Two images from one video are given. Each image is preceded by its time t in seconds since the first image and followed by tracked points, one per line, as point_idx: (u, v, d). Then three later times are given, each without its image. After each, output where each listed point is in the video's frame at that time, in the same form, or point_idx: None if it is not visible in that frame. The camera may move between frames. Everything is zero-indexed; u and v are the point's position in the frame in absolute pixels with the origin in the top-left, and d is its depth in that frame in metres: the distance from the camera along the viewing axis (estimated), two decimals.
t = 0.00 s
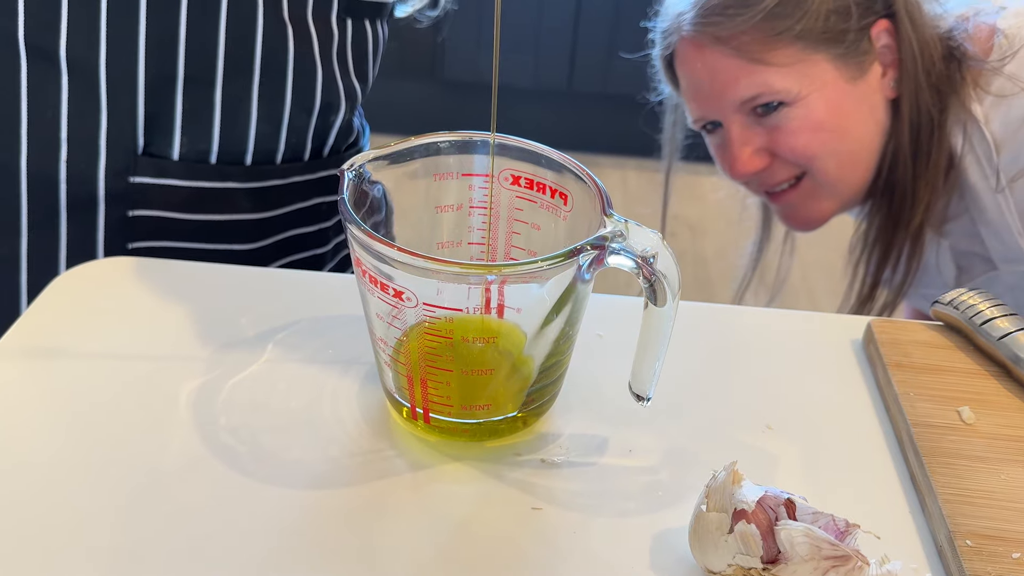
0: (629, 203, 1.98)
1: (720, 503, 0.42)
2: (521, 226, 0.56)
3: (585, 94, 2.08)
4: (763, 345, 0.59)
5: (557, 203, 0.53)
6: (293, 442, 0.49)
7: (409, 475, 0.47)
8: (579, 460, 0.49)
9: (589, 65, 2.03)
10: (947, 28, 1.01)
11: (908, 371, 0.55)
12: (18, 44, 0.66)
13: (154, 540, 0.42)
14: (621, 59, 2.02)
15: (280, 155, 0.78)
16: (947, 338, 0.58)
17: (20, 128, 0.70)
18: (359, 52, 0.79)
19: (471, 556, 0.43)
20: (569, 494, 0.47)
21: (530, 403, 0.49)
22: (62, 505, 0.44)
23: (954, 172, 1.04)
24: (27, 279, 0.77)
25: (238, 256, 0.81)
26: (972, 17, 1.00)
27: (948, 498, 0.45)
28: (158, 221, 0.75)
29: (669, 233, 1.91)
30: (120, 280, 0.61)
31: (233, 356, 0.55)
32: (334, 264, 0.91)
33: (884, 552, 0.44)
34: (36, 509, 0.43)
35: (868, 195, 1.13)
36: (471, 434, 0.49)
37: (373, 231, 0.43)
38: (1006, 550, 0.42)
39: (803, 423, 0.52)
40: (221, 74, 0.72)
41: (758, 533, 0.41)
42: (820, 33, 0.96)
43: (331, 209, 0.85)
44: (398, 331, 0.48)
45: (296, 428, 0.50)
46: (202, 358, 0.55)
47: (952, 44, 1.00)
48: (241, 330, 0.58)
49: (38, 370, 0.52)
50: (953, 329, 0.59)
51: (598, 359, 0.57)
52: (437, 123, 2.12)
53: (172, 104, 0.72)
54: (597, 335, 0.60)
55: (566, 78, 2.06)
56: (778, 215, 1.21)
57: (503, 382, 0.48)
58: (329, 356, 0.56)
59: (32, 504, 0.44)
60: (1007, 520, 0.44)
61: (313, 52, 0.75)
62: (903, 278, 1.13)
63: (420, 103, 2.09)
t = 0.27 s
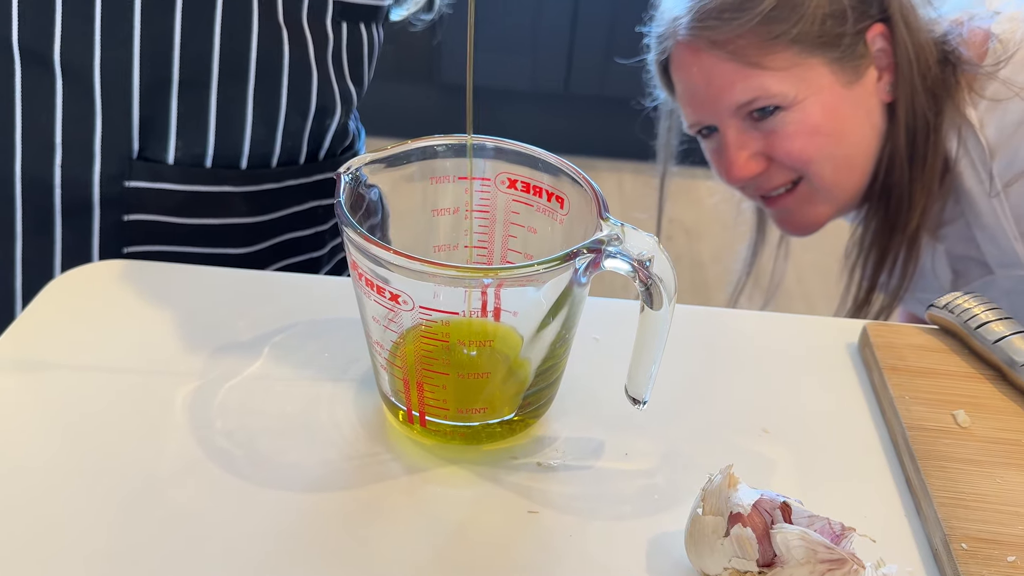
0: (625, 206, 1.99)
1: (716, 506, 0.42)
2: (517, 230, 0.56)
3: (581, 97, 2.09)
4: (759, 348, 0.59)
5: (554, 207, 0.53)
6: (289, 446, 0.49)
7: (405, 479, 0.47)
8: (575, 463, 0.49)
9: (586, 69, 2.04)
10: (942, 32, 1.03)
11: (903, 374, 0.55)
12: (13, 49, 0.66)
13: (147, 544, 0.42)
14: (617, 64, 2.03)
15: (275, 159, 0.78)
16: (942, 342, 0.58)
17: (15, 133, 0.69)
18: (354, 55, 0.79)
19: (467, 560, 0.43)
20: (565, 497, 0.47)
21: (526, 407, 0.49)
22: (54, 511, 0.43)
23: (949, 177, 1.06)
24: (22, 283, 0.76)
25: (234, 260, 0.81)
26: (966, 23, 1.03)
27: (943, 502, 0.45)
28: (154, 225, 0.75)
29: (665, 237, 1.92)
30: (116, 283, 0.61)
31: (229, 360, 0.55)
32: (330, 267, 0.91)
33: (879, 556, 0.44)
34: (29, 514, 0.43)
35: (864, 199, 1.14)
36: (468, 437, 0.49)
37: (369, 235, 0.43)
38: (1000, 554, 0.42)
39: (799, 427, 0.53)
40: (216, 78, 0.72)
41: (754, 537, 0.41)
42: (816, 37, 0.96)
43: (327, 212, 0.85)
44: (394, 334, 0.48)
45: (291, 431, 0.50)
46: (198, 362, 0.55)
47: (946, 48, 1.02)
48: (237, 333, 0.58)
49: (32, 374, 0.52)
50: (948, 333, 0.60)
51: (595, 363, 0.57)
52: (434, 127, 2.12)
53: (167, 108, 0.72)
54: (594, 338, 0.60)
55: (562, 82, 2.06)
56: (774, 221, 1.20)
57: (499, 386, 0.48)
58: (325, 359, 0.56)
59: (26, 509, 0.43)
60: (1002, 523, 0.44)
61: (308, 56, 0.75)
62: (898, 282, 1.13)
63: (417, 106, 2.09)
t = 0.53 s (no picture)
0: (619, 211, 2.00)
1: (709, 511, 0.42)
2: (510, 234, 0.56)
3: (575, 102, 2.10)
4: (753, 353, 0.59)
5: (547, 211, 0.53)
6: (282, 451, 0.49)
7: (398, 484, 0.47)
8: (568, 468, 0.49)
9: (580, 74, 2.05)
10: (934, 39, 1.03)
11: (896, 379, 0.55)
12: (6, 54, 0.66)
13: (139, 550, 0.42)
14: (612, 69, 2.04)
15: (270, 163, 0.78)
16: (934, 346, 0.59)
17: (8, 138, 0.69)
18: (349, 60, 0.78)
19: (460, 565, 0.42)
20: (558, 502, 0.47)
21: (519, 412, 0.49)
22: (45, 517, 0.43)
23: (940, 183, 1.06)
24: (14, 288, 0.76)
25: (227, 264, 0.81)
26: (958, 29, 1.02)
27: (935, 506, 0.45)
28: (146, 230, 0.75)
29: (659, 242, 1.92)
30: (109, 287, 0.61)
31: (222, 364, 0.55)
32: (324, 272, 0.91)
33: (872, 560, 0.44)
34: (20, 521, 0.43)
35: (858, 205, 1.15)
36: (461, 442, 0.49)
37: (362, 239, 0.43)
38: (993, 558, 0.42)
39: (792, 432, 0.53)
40: (211, 83, 0.72)
41: (746, 542, 0.40)
42: (809, 43, 0.97)
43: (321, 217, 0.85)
44: (387, 339, 0.48)
45: (284, 436, 0.50)
46: (193, 367, 0.54)
47: (938, 55, 1.02)
48: (230, 338, 0.57)
49: (24, 379, 0.52)
50: (940, 337, 0.60)
51: (589, 368, 0.57)
52: (428, 131, 2.13)
53: (161, 113, 0.72)
54: (588, 343, 0.60)
55: (557, 87, 2.07)
56: (768, 226, 1.21)
57: (492, 390, 0.47)
58: (318, 364, 0.56)
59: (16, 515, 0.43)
60: (994, 528, 0.44)
61: (303, 62, 0.75)
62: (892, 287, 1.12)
63: (411, 111, 2.09)
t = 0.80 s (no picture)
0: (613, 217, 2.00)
1: (707, 514, 0.43)
2: (508, 239, 0.56)
3: (569, 108, 2.11)
4: (750, 357, 0.59)
5: (545, 216, 0.53)
6: (280, 455, 0.49)
7: (396, 488, 0.47)
8: (566, 472, 0.49)
9: (575, 81, 2.06)
10: (928, 47, 1.03)
11: (892, 383, 0.55)
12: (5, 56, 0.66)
13: (137, 555, 0.41)
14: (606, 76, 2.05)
15: (269, 168, 0.78)
16: (929, 351, 0.59)
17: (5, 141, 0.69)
18: (346, 63, 0.79)
19: (459, 569, 0.42)
20: (556, 506, 0.47)
21: (517, 416, 0.49)
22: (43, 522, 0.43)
23: (934, 190, 1.06)
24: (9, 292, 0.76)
25: (223, 269, 0.81)
26: (952, 37, 1.03)
27: (932, 509, 0.46)
28: (144, 235, 0.75)
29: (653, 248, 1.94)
30: (107, 292, 0.61)
31: (221, 368, 0.55)
32: (321, 277, 0.91)
33: (870, 563, 0.44)
34: (17, 525, 0.42)
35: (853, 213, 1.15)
36: (459, 446, 0.49)
37: (361, 243, 0.43)
38: (989, 561, 0.43)
39: (790, 436, 0.53)
40: (210, 87, 0.72)
41: (744, 544, 0.41)
42: (803, 50, 0.98)
43: (318, 222, 0.85)
44: (385, 343, 0.48)
45: (283, 440, 0.50)
46: (191, 370, 0.54)
47: (932, 63, 1.03)
48: (228, 342, 0.57)
49: (21, 383, 0.51)
50: (934, 342, 0.60)
51: (586, 372, 0.58)
52: (422, 136, 2.12)
53: (160, 117, 0.72)
54: (585, 347, 0.60)
55: (551, 93, 2.08)
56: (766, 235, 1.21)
57: (491, 395, 0.48)
58: (316, 368, 0.56)
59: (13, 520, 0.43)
60: (990, 531, 0.44)
61: (303, 66, 0.75)
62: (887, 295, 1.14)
63: (405, 116, 2.09)
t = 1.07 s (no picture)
0: (606, 224, 2.01)
1: (701, 521, 0.43)
2: (502, 246, 0.56)
3: (561, 116, 2.12)
4: (742, 365, 0.60)
5: (539, 224, 0.53)
6: (274, 462, 0.49)
7: (391, 496, 0.47)
8: (560, 479, 0.49)
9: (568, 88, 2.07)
10: (930, 54, 1.05)
11: (883, 391, 0.56)
12: None
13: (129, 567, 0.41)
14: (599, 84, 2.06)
15: (261, 177, 0.78)
16: (920, 358, 0.59)
17: None
18: (339, 72, 0.79)
19: None
20: (551, 514, 0.47)
21: (512, 424, 0.49)
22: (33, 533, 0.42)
23: (935, 196, 1.08)
24: None
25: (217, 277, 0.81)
26: (954, 45, 1.04)
27: (923, 515, 0.46)
28: (136, 244, 0.75)
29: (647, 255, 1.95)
30: (99, 300, 0.60)
31: (214, 376, 0.55)
32: (316, 286, 0.91)
33: (861, 569, 0.45)
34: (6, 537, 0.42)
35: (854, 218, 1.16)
36: (453, 453, 0.49)
37: (357, 250, 0.43)
38: (980, 567, 0.43)
39: (782, 443, 0.53)
40: (203, 95, 0.73)
41: (738, 552, 0.41)
42: (808, 56, 0.98)
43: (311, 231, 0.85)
44: (380, 350, 0.48)
45: (277, 448, 0.50)
46: (185, 377, 0.54)
47: (935, 70, 1.05)
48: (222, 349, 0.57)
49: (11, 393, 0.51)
50: (925, 349, 0.61)
51: (581, 379, 0.58)
52: (415, 144, 2.13)
53: (153, 125, 0.72)
54: (579, 354, 0.60)
55: (544, 100, 2.09)
56: (767, 240, 1.21)
57: (485, 402, 0.48)
58: (310, 375, 0.56)
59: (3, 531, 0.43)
60: (980, 537, 0.45)
61: (296, 75, 0.75)
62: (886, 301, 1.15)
63: (398, 123, 2.10)
